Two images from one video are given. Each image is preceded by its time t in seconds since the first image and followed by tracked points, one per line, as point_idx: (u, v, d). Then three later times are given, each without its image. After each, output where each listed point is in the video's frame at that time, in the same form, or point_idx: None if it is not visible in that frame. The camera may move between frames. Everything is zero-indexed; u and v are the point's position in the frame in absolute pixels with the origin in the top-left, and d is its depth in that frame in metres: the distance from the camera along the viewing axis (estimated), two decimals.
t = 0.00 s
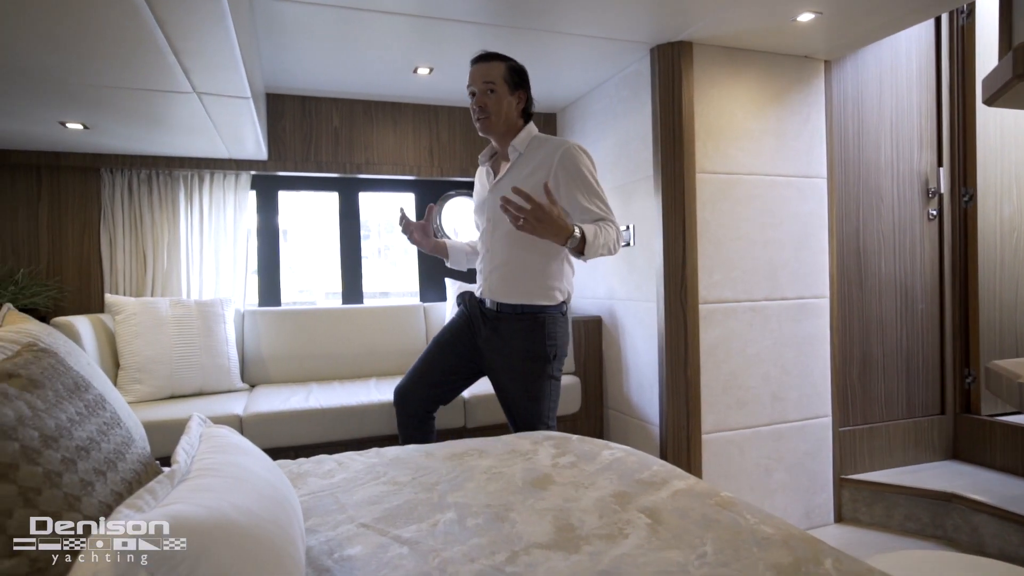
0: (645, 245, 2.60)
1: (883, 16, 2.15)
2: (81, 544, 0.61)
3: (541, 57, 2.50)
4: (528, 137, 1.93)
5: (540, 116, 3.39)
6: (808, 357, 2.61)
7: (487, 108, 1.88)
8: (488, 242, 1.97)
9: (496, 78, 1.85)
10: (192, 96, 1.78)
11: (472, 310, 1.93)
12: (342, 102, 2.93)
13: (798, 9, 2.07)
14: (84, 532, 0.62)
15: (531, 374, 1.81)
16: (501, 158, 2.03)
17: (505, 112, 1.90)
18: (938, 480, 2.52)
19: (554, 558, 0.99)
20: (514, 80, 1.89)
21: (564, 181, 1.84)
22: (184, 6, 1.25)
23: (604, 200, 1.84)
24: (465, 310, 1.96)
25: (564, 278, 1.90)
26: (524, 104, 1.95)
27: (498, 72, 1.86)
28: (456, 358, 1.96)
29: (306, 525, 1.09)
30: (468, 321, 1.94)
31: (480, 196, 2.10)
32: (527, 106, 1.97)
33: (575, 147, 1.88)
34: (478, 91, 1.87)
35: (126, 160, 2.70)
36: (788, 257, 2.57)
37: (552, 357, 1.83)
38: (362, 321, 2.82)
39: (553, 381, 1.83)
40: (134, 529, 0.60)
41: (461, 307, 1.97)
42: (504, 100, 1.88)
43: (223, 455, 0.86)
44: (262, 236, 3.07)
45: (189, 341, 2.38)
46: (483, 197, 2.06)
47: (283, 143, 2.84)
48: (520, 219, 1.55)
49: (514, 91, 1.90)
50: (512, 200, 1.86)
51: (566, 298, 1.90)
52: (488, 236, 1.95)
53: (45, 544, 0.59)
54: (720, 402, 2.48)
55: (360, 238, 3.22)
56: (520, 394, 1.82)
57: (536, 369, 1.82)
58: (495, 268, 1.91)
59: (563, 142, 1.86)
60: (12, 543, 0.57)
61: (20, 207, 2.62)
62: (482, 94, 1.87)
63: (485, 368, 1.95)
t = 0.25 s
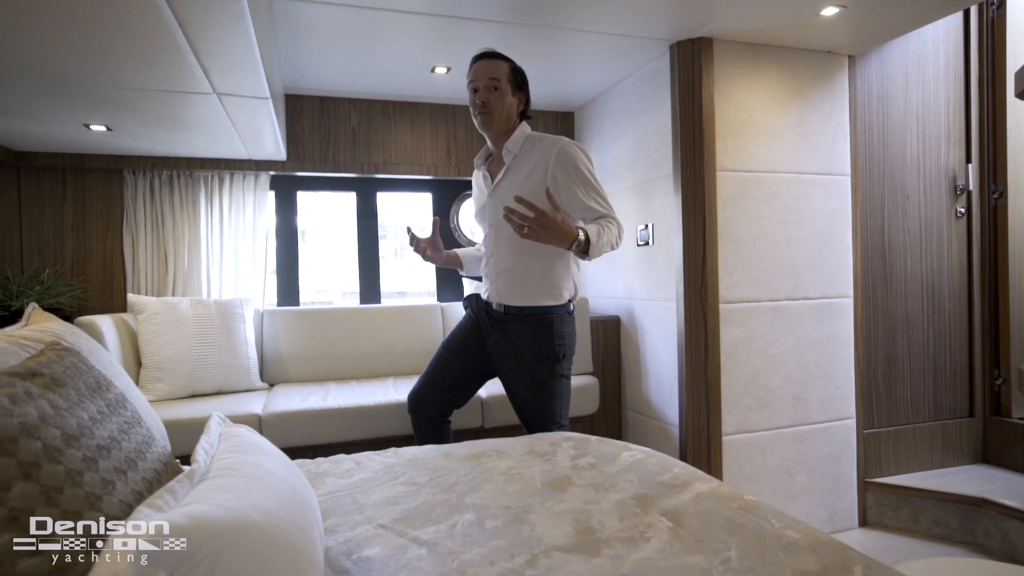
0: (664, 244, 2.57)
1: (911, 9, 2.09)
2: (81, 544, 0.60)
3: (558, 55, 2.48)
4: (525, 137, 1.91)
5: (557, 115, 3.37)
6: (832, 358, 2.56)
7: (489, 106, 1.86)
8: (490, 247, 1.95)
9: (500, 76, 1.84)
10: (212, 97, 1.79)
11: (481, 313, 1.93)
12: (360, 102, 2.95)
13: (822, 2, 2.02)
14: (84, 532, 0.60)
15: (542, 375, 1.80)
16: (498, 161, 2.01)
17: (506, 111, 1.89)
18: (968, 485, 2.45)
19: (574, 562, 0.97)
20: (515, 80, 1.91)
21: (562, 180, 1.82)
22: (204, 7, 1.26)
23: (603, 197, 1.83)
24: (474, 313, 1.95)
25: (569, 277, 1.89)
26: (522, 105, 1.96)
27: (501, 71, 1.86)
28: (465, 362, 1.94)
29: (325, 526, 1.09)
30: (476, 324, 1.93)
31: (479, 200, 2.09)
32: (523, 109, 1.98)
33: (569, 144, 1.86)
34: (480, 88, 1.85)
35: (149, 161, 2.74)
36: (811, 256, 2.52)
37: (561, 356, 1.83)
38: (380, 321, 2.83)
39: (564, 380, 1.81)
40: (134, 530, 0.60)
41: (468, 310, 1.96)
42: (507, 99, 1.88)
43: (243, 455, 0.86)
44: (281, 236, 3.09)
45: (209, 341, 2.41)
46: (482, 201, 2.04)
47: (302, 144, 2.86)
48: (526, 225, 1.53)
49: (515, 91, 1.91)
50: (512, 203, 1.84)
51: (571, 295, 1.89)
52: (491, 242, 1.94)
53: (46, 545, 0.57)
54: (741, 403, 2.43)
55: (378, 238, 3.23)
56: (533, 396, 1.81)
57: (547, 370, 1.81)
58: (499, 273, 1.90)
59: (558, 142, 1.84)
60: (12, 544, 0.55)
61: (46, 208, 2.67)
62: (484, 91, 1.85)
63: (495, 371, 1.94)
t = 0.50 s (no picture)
0: (680, 244, 2.53)
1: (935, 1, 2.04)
2: (82, 544, 0.59)
3: (572, 53, 2.46)
4: (515, 138, 1.90)
5: (571, 113, 3.35)
6: (853, 360, 2.50)
7: (477, 107, 1.84)
8: (484, 249, 1.96)
9: (486, 76, 1.82)
10: (226, 98, 1.80)
11: (478, 313, 1.94)
12: (374, 102, 2.95)
13: None
14: (84, 532, 0.59)
15: (541, 371, 1.81)
16: (488, 160, 2.01)
17: (495, 112, 1.87)
18: (994, 490, 2.39)
19: (590, 568, 0.95)
20: (503, 80, 1.89)
21: (551, 183, 1.82)
22: (217, 8, 1.26)
23: (593, 199, 1.83)
24: (470, 313, 1.96)
25: (562, 277, 1.90)
26: (509, 105, 1.95)
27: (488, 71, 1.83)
28: (465, 363, 1.95)
29: (338, 528, 1.08)
30: (472, 323, 1.95)
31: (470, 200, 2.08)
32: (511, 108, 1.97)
33: (560, 145, 1.86)
34: (467, 89, 1.83)
35: (165, 162, 2.76)
36: (831, 255, 2.47)
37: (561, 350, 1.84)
38: (394, 321, 2.82)
39: (563, 374, 1.82)
40: (136, 530, 0.59)
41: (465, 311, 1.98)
42: (496, 99, 1.86)
43: (255, 457, 0.85)
44: (296, 236, 3.11)
45: (224, 341, 2.42)
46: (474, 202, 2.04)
47: (316, 144, 2.87)
48: (511, 233, 1.52)
49: (503, 91, 1.90)
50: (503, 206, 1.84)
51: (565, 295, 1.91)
52: (484, 243, 1.95)
53: (46, 544, 0.56)
54: (759, 405, 2.39)
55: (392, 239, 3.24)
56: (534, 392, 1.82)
57: (546, 365, 1.82)
58: (494, 275, 1.91)
59: (549, 143, 1.84)
60: (12, 543, 0.55)
61: (65, 209, 2.70)
62: (472, 93, 1.82)
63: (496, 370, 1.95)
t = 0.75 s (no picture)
0: (699, 244, 2.49)
1: None
2: (81, 543, 0.57)
3: (589, 50, 2.43)
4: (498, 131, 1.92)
5: (588, 112, 3.32)
6: (878, 362, 2.44)
7: (458, 104, 1.82)
8: (474, 243, 1.96)
9: (464, 73, 1.81)
10: (242, 99, 1.80)
11: (472, 306, 1.95)
12: (390, 102, 2.95)
13: None
14: (85, 532, 0.58)
15: (537, 355, 1.84)
16: (469, 155, 2.00)
17: (475, 108, 1.86)
18: None
19: None
20: (479, 75, 1.88)
21: (541, 172, 1.86)
22: (232, 8, 1.25)
23: (579, 186, 1.89)
24: (464, 308, 1.98)
25: (551, 264, 1.94)
26: (486, 99, 1.94)
27: (465, 67, 1.82)
28: (462, 356, 1.96)
29: (353, 532, 1.07)
30: (467, 318, 1.96)
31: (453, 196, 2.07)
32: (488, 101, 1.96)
33: (544, 136, 1.90)
34: (447, 87, 1.81)
35: (183, 164, 2.79)
36: (855, 255, 2.41)
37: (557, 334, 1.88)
38: (410, 322, 2.82)
39: (560, 356, 1.86)
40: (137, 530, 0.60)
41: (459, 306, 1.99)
42: (476, 94, 1.85)
43: (269, 462, 0.84)
44: (313, 237, 3.12)
45: (241, 341, 2.43)
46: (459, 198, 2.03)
47: (332, 144, 2.87)
48: (519, 224, 1.52)
49: (480, 86, 1.89)
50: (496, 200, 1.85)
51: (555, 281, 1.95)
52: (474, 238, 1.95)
53: (45, 545, 0.55)
54: (781, 408, 2.34)
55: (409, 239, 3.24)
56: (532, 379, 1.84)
57: (542, 350, 1.84)
58: (488, 267, 1.92)
59: (533, 134, 1.88)
60: (12, 543, 0.53)
61: (87, 211, 2.73)
62: (451, 90, 1.81)
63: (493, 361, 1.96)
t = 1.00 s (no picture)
0: (719, 244, 2.44)
1: None
2: (81, 543, 0.55)
3: (606, 48, 2.40)
4: (485, 123, 1.92)
5: (605, 111, 3.29)
6: (904, 365, 2.38)
7: (443, 103, 1.79)
8: (472, 233, 1.96)
9: (446, 71, 1.77)
10: (259, 99, 1.80)
11: (470, 294, 1.98)
12: (405, 102, 2.94)
13: None
14: (84, 532, 0.55)
15: (537, 332, 1.89)
16: (455, 149, 1.97)
17: (460, 104, 1.84)
18: None
19: None
20: (459, 70, 1.85)
21: (532, 158, 1.91)
22: (249, 9, 1.24)
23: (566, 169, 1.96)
24: (462, 297, 2.00)
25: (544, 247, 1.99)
26: (468, 92, 1.91)
27: (446, 64, 1.78)
28: (464, 343, 1.97)
29: (369, 537, 1.05)
30: (469, 304, 1.97)
31: (438, 189, 2.03)
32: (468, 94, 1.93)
33: (528, 121, 1.93)
34: (430, 86, 1.77)
35: (201, 165, 2.81)
36: (880, 255, 2.35)
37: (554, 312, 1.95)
38: (426, 322, 2.81)
39: (559, 332, 1.93)
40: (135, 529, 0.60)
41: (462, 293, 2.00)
42: (460, 91, 1.83)
43: (286, 467, 0.83)
44: (329, 237, 3.12)
45: (258, 342, 2.44)
46: (446, 190, 2.00)
47: (348, 145, 2.87)
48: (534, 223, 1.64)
49: (462, 81, 1.86)
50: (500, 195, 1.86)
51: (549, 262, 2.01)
52: (473, 229, 1.95)
53: (44, 545, 0.53)
54: (803, 412, 2.29)
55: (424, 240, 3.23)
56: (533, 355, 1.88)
57: (542, 327, 1.89)
58: (490, 255, 1.94)
59: (520, 123, 1.91)
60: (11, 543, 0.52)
61: (105, 212, 2.77)
62: (435, 89, 1.77)
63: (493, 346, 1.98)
